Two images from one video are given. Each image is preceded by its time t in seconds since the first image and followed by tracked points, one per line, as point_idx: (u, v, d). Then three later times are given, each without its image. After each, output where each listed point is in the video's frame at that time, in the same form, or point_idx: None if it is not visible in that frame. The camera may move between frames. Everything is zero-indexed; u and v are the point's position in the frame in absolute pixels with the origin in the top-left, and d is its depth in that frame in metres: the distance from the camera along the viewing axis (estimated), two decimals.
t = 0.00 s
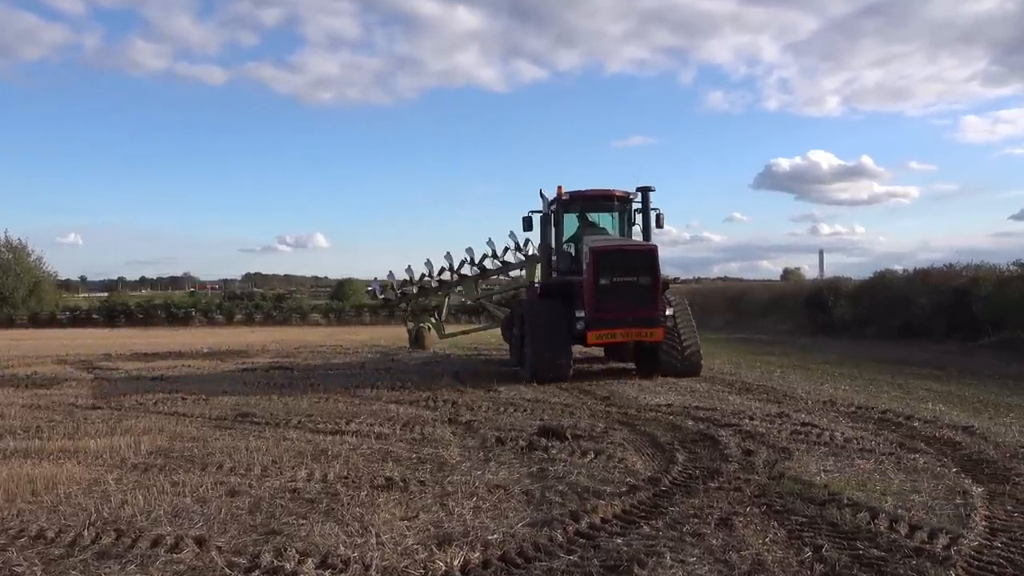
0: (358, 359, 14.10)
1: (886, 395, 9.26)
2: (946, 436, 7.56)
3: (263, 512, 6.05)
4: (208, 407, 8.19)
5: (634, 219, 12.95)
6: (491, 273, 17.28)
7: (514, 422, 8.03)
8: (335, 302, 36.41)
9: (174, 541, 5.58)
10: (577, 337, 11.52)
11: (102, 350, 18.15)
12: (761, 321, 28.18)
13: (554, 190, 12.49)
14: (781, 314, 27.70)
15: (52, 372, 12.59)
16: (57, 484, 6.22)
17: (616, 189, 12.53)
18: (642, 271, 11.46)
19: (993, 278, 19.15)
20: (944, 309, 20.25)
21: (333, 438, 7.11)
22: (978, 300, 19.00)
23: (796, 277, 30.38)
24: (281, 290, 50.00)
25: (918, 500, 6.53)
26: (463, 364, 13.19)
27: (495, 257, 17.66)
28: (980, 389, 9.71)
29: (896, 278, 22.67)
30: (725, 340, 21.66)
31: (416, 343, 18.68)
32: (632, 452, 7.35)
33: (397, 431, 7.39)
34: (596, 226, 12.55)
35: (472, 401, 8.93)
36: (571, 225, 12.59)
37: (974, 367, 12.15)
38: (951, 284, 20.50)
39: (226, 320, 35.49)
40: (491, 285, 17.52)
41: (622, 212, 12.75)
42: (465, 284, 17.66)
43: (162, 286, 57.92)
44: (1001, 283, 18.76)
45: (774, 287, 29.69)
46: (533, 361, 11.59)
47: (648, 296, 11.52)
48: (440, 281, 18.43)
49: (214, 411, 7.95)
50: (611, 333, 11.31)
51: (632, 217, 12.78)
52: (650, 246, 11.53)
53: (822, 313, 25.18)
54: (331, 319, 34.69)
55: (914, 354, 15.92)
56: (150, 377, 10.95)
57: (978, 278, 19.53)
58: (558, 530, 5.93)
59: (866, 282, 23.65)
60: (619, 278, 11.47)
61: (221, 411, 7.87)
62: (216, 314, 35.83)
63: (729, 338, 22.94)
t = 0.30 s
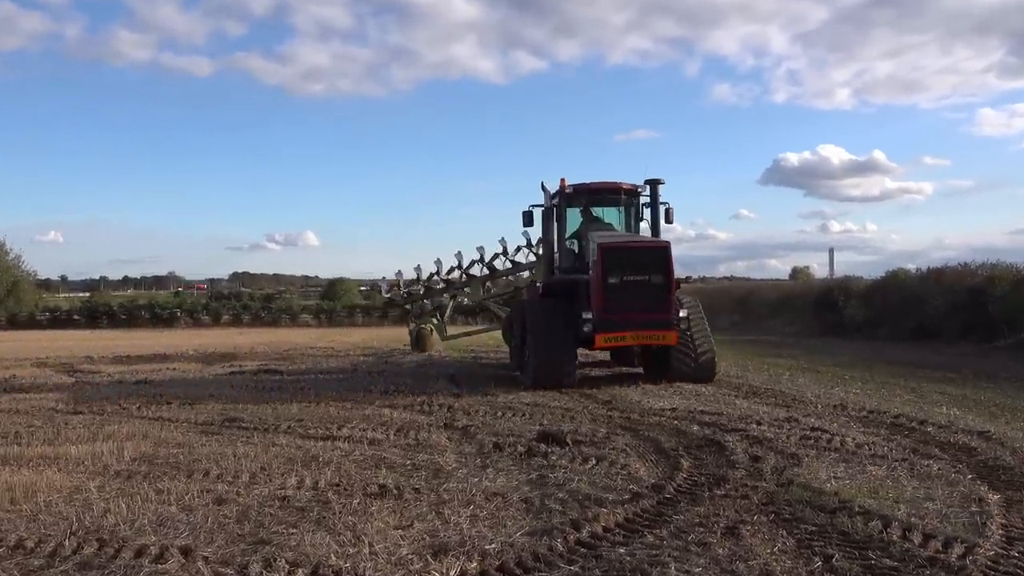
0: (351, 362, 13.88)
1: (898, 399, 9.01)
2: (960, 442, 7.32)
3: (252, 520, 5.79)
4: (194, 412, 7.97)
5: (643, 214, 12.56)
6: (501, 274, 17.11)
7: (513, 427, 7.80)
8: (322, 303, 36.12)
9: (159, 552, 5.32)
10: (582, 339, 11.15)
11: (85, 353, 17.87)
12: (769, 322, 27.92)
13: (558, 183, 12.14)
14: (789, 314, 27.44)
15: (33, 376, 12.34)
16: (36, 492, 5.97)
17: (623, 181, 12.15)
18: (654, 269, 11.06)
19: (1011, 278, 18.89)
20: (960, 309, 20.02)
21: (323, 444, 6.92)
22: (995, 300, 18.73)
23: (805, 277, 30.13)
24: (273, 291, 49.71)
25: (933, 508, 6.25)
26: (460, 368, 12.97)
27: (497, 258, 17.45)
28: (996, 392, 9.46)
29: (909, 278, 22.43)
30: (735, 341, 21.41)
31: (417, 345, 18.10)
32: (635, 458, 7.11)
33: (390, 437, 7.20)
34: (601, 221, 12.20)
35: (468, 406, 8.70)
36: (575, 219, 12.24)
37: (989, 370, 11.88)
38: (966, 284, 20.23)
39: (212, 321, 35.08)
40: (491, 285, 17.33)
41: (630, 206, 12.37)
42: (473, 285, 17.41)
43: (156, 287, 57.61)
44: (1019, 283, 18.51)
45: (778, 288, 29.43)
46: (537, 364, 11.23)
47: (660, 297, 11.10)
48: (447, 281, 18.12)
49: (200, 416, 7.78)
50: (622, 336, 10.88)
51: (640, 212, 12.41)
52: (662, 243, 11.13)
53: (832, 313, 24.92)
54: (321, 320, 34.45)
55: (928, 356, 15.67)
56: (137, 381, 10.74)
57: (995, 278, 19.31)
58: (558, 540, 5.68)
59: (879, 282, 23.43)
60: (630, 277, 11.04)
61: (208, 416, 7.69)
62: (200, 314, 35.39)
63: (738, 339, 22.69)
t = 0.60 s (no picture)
0: (345, 365, 13.64)
1: (912, 404, 8.73)
2: (978, 448, 7.04)
3: (238, 530, 5.52)
4: (178, 417, 7.74)
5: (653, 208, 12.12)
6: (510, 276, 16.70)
7: (512, 434, 7.54)
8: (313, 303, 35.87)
9: (141, 563, 5.06)
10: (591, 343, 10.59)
11: (67, 355, 17.61)
12: (778, 322, 27.63)
13: (563, 174, 11.66)
14: (799, 315, 27.14)
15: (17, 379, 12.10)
16: (12, 500, 5.71)
17: (633, 173, 11.67)
18: (669, 267, 10.46)
19: None
20: (977, 310, 19.64)
21: (313, 451, 6.69)
22: (1015, 301, 18.39)
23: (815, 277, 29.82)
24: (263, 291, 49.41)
25: (949, 517, 5.96)
26: (457, 372, 12.72)
27: (498, 257, 17.20)
28: (1014, 398, 9.17)
29: (924, 278, 22.12)
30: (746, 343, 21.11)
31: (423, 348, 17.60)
32: (639, 466, 6.85)
33: (382, 444, 6.97)
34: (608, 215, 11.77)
35: (465, 411, 8.44)
36: (581, 212, 11.80)
37: (1007, 374, 11.57)
38: (984, 284, 19.87)
39: (195, 321, 34.68)
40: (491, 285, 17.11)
41: (640, 198, 11.94)
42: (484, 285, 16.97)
43: (151, 286, 57.35)
44: None
45: (785, 289, 29.12)
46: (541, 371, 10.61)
47: (676, 296, 10.50)
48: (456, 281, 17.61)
49: (184, 422, 7.58)
50: (634, 339, 10.29)
51: (651, 204, 11.99)
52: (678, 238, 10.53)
53: (844, 314, 24.60)
54: (312, 321, 34.29)
55: (945, 359, 15.36)
56: (123, 385, 10.52)
57: (1013, 279, 18.98)
58: (558, 551, 5.41)
59: (895, 281, 23.13)
60: (642, 276, 10.43)
61: (192, 422, 7.49)
62: (185, 315, 34.97)
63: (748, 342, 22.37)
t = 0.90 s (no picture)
0: (339, 368, 13.45)
1: (925, 409, 8.50)
2: (993, 455, 6.82)
3: (225, 541, 5.28)
4: (164, 424, 7.55)
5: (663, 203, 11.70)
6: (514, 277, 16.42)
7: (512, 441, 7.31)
8: (302, 304, 35.70)
9: None
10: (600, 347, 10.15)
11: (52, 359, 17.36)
12: (785, 324, 27.45)
13: (569, 166, 11.25)
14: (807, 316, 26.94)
15: (0, 383, 11.90)
16: None
17: (643, 165, 11.21)
18: (683, 266, 9.97)
19: None
20: (994, 313, 19.39)
21: (302, 458, 6.50)
22: None
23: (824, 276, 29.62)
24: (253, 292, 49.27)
25: (963, 527, 5.72)
26: (455, 376, 12.51)
27: (499, 258, 17.00)
28: None
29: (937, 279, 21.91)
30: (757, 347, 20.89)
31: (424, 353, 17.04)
32: (643, 474, 6.62)
33: (375, 451, 6.77)
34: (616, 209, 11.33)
35: (460, 417, 8.23)
36: (587, 206, 11.37)
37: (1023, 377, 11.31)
38: (1000, 284, 19.63)
39: (182, 324, 34.38)
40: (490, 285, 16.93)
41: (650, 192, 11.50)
42: (488, 287, 16.44)
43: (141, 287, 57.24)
44: None
45: (789, 290, 28.91)
46: (547, 378, 10.15)
47: (692, 297, 10.01)
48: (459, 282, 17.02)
49: (169, 428, 7.41)
50: (647, 344, 9.83)
51: (661, 199, 11.55)
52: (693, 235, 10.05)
53: (856, 316, 24.38)
54: (302, 323, 34.20)
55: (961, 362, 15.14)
56: (110, 389, 10.33)
57: None
58: (558, 562, 5.18)
59: (906, 282, 22.87)
60: (655, 275, 9.95)
61: (178, 429, 7.32)
62: (169, 318, 34.66)
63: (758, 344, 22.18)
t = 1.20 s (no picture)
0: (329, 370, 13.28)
1: (928, 414, 8.35)
2: (999, 461, 6.67)
3: (209, 549, 5.09)
4: (147, 428, 7.39)
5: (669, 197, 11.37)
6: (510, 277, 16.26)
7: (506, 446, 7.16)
8: (289, 305, 35.57)
9: None
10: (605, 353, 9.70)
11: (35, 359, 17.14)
12: (785, 326, 27.35)
13: (571, 156, 10.88)
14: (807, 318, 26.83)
15: None
16: None
17: (648, 155, 10.90)
18: (695, 262, 9.51)
19: None
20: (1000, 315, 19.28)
21: (288, 464, 6.35)
22: None
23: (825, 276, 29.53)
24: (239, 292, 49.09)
25: (968, 534, 5.56)
26: (447, 379, 12.34)
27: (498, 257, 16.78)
28: None
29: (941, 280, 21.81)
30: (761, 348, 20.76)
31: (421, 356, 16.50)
32: (640, 479, 6.46)
33: (364, 456, 6.63)
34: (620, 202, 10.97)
35: (452, 421, 8.06)
36: (589, 199, 10.98)
37: None
38: (1004, 285, 19.54)
39: (164, 325, 34.09)
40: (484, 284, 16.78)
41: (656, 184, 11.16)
42: (488, 288, 16.19)
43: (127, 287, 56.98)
44: None
45: (786, 291, 28.77)
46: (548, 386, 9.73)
47: (705, 296, 9.53)
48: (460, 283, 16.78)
49: (151, 433, 7.25)
50: (657, 347, 9.37)
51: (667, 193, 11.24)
52: (706, 230, 9.59)
53: (859, 318, 24.27)
54: (288, 323, 34.09)
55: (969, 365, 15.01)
56: (93, 391, 10.16)
57: None
58: (552, 570, 5.00)
59: (912, 282, 22.75)
60: (665, 273, 9.48)
61: (160, 434, 7.17)
62: (152, 318, 34.39)
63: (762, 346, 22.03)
